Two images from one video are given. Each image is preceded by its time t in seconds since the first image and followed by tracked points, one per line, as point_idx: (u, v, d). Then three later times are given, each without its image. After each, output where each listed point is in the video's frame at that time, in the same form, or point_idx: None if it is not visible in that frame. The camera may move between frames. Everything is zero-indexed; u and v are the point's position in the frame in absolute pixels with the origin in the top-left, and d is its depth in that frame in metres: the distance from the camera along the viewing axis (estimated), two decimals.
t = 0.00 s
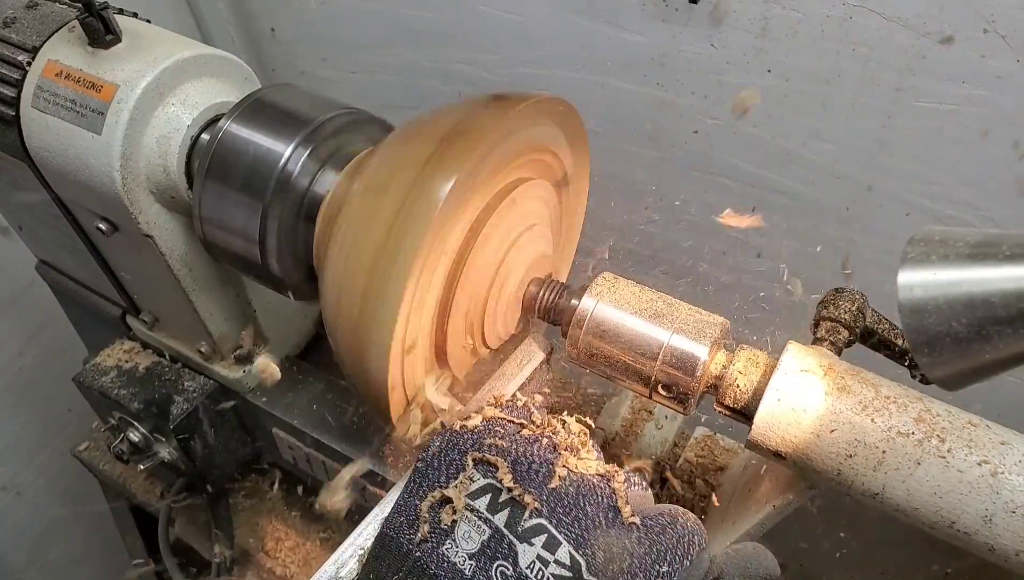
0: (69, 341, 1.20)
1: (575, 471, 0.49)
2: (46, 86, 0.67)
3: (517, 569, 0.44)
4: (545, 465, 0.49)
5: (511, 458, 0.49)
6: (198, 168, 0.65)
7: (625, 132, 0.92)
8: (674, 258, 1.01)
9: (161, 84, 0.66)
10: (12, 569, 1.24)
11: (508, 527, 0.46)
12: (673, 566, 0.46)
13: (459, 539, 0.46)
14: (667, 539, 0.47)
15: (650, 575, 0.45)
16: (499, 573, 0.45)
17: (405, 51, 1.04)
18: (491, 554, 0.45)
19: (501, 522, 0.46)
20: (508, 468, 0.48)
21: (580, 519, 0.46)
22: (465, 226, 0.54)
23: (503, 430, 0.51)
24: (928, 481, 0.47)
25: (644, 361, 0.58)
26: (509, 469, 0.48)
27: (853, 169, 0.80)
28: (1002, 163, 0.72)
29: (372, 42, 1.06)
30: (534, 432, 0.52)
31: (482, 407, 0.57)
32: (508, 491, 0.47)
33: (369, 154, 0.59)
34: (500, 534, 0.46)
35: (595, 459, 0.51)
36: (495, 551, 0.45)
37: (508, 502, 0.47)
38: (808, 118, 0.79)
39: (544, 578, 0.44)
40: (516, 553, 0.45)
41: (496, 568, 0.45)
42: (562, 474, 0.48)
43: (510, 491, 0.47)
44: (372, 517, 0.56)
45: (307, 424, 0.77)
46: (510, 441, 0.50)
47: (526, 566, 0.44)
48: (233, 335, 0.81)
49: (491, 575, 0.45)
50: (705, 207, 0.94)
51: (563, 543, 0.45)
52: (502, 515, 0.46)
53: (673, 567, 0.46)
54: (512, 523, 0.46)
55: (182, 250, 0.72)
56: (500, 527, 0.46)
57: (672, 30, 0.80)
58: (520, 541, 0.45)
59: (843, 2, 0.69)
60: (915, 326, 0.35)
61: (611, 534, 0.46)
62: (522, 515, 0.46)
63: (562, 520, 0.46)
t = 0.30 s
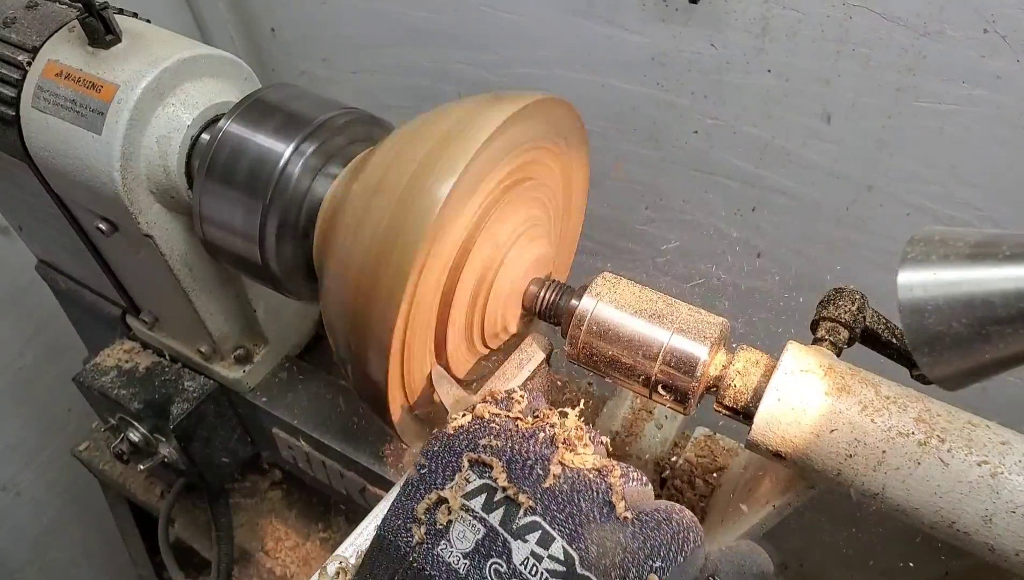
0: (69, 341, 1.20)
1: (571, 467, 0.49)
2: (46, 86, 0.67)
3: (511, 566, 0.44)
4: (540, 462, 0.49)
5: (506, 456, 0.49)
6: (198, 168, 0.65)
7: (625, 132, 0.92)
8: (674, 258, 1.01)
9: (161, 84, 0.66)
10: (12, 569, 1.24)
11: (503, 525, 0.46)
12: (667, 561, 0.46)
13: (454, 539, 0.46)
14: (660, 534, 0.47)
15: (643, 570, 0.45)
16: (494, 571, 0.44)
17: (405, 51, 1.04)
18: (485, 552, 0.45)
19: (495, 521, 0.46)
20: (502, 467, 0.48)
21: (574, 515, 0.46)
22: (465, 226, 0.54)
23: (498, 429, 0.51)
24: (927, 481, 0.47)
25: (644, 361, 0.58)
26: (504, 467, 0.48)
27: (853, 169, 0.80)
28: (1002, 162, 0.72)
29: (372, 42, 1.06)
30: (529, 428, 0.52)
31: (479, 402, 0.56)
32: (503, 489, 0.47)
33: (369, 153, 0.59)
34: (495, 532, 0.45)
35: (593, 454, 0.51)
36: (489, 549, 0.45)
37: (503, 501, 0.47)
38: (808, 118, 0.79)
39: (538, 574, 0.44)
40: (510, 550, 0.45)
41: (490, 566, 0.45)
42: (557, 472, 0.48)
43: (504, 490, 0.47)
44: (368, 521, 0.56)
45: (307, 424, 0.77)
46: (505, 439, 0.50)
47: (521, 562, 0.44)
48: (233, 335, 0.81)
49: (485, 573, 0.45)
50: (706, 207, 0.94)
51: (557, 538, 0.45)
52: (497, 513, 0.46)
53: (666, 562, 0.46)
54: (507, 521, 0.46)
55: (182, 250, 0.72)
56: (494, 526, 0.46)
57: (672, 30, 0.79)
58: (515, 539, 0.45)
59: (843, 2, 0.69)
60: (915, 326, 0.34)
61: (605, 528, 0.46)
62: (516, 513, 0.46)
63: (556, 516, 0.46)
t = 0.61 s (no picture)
0: (69, 341, 1.20)
1: (576, 455, 0.49)
2: (46, 86, 0.67)
3: (519, 551, 0.44)
4: (545, 450, 0.49)
5: (511, 444, 0.49)
6: (198, 168, 0.65)
7: (625, 132, 0.92)
8: (674, 258, 1.01)
9: (161, 84, 0.66)
10: (12, 569, 1.23)
11: (510, 511, 0.46)
12: (672, 546, 0.46)
13: (460, 526, 0.46)
14: (665, 520, 0.47)
15: (649, 554, 0.45)
16: (502, 557, 0.45)
17: (405, 51, 1.04)
18: (493, 538, 0.45)
19: (502, 507, 0.46)
20: (508, 455, 0.48)
21: (580, 501, 0.46)
22: (465, 226, 0.54)
23: (501, 419, 0.51)
24: (927, 481, 0.47)
25: (644, 361, 0.58)
26: (510, 456, 0.48)
27: (853, 169, 0.80)
28: (1002, 162, 0.72)
29: (371, 42, 1.06)
30: (534, 418, 0.52)
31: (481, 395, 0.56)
32: (509, 476, 0.47)
33: (369, 153, 0.59)
34: (502, 519, 0.46)
35: (596, 443, 0.51)
36: (496, 535, 0.45)
37: (510, 487, 0.47)
38: (808, 117, 0.79)
39: (546, 558, 0.44)
40: (518, 536, 0.45)
41: (498, 552, 0.45)
42: (563, 459, 0.48)
43: (511, 477, 0.47)
44: (366, 522, 0.56)
45: (308, 424, 0.77)
46: (509, 428, 0.50)
47: (528, 548, 0.45)
48: (233, 336, 0.81)
49: (493, 559, 0.45)
50: (706, 207, 0.94)
51: (564, 524, 0.45)
52: (504, 500, 0.46)
53: (671, 548, 0.46)
54: (514, 507, 0.46)
55: (182, 250, 0.72)
56: (501, 512, 0.46)
57: (672, 29, 0.79)
58: (522, 524, 0.45)
59: (843, 3, 0.69)
60: (915, 326, 0.35)
61: (611, 513, 0.46)
62: (523, 499, 0.46)
63: (563, 502, 0.46)
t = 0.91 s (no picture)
0: (69, 340, 1.20)
1: (578, 457, 0.49)
2: (46, 86, 0.67)
3: (520, 553, 0.44)
4: (548, 451, 0.49)
5: (513, 445, 0.49)
6: (197, 168, 0.65)
7: (625, 132, 0.92)
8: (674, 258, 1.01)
9: (161, 84, 0.66)
10: (12, 569, 1.23)
11: (511, 513, 0.46)
12: (673, 549, 0.46)
13: (461, 527, 0.46)
14: (666, 523, 0.47)
15: (651, 557, 0.45)
16: (503, 558, 0.45)
17: (405, 51, 1.04)
18: (494, 540, 0.45)
19: (504, 508, 0.46)
20: (510, 455, 0.48)
21: (582, 503, 0.46)
22: (465, 226, 0.54)
23: (503, 420, 0.51)
24: (927, 481, 0.47)
25: (644, 360, 0.58)
26: (512, 457, 0.48)
27: (853, 169, 0.80)
28: (1002, 162, 0.72)
29: (371, 42, 1.06)
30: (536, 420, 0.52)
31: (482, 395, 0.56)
32: (511, 477, 0.47)
33: (369, 153, 0.59)
34: (503, 520, 0.46)
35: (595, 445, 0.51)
36: (497, 537, 0.45)
37: (512, 489, 0.47)
38: (808, 118, 0.79)
39: (548, 560, 0.44)
40: (519, 538, 0.45)
41: (499, 553, 0.45)
42: (567, 461, 0.48)
43: (513, 478, 0.47)
44: (367, 522, 0.55)
45: (308, 424, 0.77)
46: (512, 429, 0.50)
47: (530, 550, 0.44)
48: (233, 336, 0.81)
49: (494, 560, 0.45)
50: (706, 207, 0.94)
51: (566, 525, 0.45)
52: (506, 501, 0.46)
53: (672, 550, 0.46)
54: (516, 509, 0.46)
55: (182, 250, 0.72)
56: (503, 513, 0.46)
57: (672, 29, 0.79)
58: (524, 526, 0.45)
59: (844, 2, 0.69)
60: (915, 326, 0.34)
61: (613, 516, 0.46)
62: (525, 501, 0.46)
63: (565, 504, 0.46)
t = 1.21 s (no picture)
0: (69, 340, 1.20)
1: (579, 454, 0.49)
2: (46, 86, 0.67)
3: (522, 549, 0.45)
4: (549, 448, 0.49)
5: (514, 442, 0.49)
6: (197, 168, 0.65)
7: (625, 131, 0.92)
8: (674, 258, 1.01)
9: (161, 84, 0.66)
10: (12, 569, 1.23)
11: (513, 509, 0.46)
12: (675, 546, 0.46)
13: (463, 524, 0.46)
14: (669, 520, 0.47)
15: (653, 553, 0.45)
16: (505, 555, 0.45)
17: (406, 51, 1.04)
18: (495, 536, 0.45)
19: (505, 505, 0.46)
20: (512, 453, 0.48)
21: (583, 500, 0.46)
22: (465, 227, 0.54)
23: (504, 418, 0.51)
24: (927, 481, 0.47)
25: (644, 360, 0.58)
26: (513, 453, 0.48)
27: (853, 170, 0.80)
28: (1002, 162, 0.72)
29: (371, 42, 1.06)
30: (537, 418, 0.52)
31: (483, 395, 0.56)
32: (513, 474, 0.47)
33: (369, 153, 0.59)
34: (505, 517, 0.46)
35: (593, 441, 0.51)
36: (499, 533, 0.45)
37: (513, 485, 0.47)
38: (808, 118, 0.79)
39: (549, 557, 0.44)
40: (521, 534, 0.45)
41: (501, 550, 0.45)
42: (569, 458, 0.48)
43: (515, 474, 0.47)
44: (369, 520, 0.55)
45: (308, 424, 0.77)
46: (513, 426, 0.50)
47: (532, 546, 0.44)
48: (233, 336, 0.81)
49: (496, 557, 0.45)
50: (706, 207, 0.94)
51: (568, 522, 0.45)
52: (507, 498, 0.46)
53: (675, 547, 0.46)
54: (517, 505, 0.46)
55: (182, 250, 0.72)
56: (504, 510, 0.46)
57: (672, 29, 0.79)
58: (526, 522, 0.45)
59: (843, 3, 0.69)
60: (915, 326, 0.34)
61: (615, 512, 0.46)
62: (527, 497, 0.46)
63: (567, 501, 0.46)
